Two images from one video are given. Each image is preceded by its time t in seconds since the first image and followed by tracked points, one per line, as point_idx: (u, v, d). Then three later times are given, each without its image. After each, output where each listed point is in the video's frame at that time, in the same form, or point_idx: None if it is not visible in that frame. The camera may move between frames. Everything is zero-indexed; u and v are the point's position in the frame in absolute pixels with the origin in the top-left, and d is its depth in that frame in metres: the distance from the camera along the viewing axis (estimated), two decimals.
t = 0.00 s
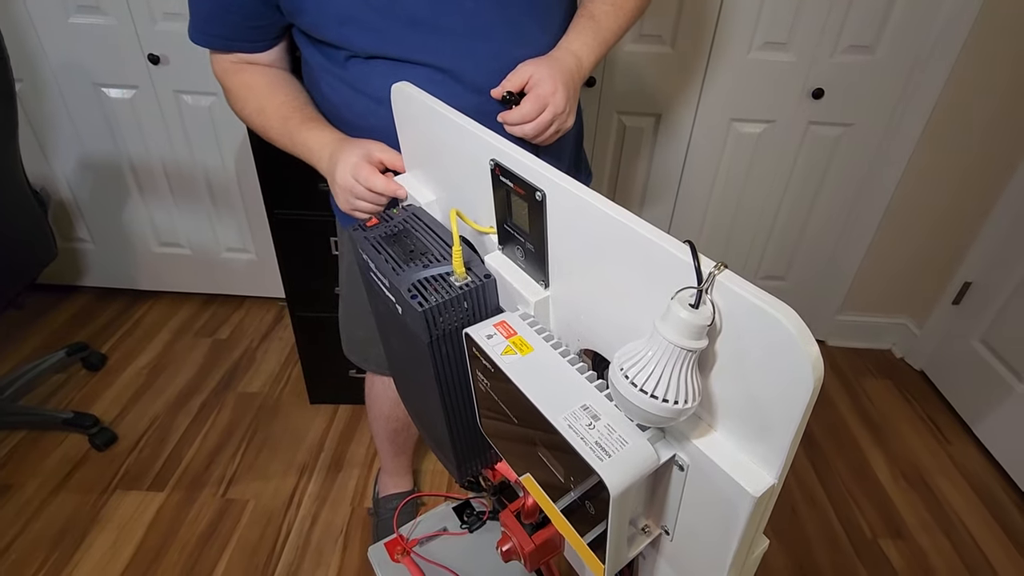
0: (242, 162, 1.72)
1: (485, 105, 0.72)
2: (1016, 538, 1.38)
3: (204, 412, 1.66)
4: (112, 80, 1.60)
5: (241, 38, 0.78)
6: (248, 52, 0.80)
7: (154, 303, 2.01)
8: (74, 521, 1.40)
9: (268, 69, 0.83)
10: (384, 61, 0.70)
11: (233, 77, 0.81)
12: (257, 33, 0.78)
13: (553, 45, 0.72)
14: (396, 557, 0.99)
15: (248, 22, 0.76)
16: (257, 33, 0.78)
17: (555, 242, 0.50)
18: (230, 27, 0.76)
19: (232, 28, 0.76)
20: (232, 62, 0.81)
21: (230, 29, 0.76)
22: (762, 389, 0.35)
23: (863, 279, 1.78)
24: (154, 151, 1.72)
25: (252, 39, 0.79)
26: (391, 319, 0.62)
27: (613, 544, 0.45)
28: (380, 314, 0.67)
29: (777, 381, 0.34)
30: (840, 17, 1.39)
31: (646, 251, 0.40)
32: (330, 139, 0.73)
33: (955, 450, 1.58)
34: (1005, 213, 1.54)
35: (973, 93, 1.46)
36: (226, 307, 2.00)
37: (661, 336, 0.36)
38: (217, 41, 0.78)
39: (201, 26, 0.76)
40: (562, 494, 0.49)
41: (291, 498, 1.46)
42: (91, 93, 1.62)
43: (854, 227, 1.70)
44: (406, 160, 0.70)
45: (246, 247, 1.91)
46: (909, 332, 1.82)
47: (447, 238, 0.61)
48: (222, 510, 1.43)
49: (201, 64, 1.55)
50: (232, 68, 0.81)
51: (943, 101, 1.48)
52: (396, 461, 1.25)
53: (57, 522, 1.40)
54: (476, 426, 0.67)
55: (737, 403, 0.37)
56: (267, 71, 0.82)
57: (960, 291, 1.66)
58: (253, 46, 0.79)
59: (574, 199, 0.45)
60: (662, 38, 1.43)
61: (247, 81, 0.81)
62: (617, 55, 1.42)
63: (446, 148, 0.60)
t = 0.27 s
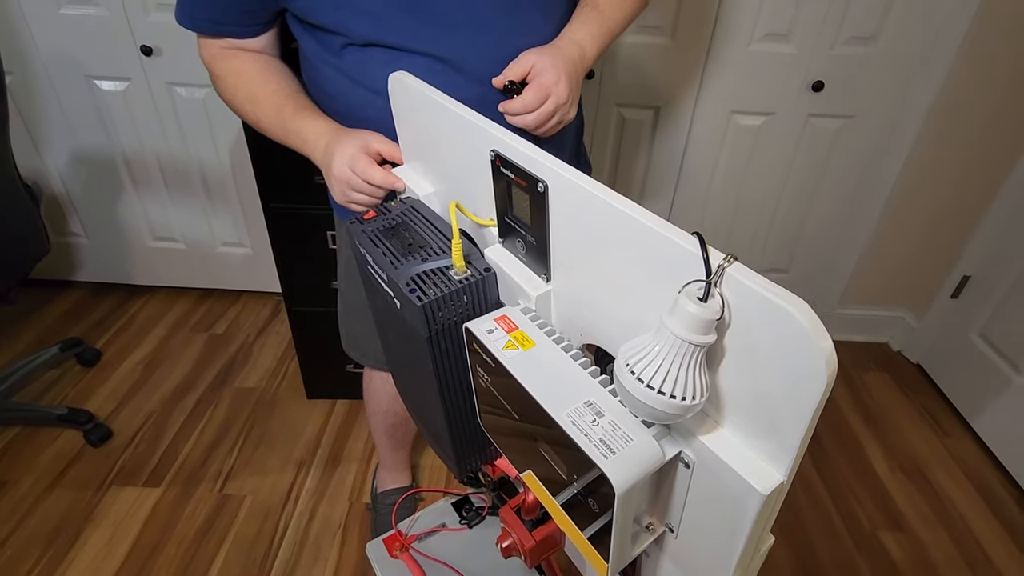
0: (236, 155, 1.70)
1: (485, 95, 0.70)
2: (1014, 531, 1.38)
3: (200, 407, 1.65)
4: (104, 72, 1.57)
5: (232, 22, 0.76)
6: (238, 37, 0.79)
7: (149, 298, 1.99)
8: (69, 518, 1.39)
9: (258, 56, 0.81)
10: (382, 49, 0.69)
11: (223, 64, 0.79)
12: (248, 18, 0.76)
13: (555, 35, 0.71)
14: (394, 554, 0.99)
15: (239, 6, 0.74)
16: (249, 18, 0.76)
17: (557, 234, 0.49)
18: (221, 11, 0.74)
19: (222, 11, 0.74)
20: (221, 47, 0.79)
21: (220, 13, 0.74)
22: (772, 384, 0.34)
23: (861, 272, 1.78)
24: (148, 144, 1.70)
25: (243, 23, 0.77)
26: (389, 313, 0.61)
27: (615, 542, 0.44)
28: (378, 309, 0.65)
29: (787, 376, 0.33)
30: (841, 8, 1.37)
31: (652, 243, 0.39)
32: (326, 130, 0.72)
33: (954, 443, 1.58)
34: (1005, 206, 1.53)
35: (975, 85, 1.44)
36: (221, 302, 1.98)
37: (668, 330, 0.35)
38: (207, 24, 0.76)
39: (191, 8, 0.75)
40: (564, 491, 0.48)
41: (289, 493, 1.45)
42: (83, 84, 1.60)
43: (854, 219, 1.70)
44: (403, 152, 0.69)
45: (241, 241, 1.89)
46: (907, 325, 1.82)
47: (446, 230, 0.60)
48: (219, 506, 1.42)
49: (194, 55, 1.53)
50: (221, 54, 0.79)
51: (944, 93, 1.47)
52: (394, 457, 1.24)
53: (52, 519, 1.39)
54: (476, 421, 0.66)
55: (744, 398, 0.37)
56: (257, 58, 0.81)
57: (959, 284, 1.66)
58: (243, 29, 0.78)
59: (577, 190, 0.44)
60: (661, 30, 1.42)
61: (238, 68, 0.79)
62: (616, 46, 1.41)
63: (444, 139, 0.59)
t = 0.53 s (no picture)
0: (235, 149, 1.69)
1: (490, 88, 0.70)
2: (1013, 527, 1.38)
3: (199, 403, 1.64)
4: (102, 65, 1.56)
5: (231, 14, 0.75)
6: (237, 28, 0.77)
7: (147, 293, 1.98)
8: (68, 514, 1.38)
9: (257, 47, 0.80)
10: (386, 41, 0.68)
11: (217, 53, 0.78)
12: (248, 9, 0.75)
13: (562, 29, 0.71)
14: (395, 550, 0.98)
15: None
16: (249, 9, 0.75)
17: (563, 229, 0.48)
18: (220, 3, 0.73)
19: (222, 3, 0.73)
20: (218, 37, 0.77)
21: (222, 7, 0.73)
22: (784, 382, 0.34)
23: (862, 268, 1.77)
24: (145, 138, 1.69)
25: (242, 15, 0.76)
26: (392, 309, 0.60)
27: (621, 540, 0.43)
28: (380, 305, 0.65)
29: (801, 374, 0.33)
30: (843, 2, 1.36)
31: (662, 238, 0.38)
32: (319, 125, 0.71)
33: (953, 439, 1.58)
34: (1006, 201, 1.53)
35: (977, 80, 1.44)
36: (219, 297, 1.97)
37: (679, 326, 0.35)
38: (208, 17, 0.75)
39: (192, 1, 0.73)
40: (569, 489, 0.48)
41: (288, 490, 1.44)
42: (80, 78, 1.58)
43: (855, 214, 1.69)
44: (406, 146, 0.68)
45: (239, 237, 1.88)
46: (907, 321, 1.81)
47: (449, 225, 0.59)
48: (218, 502, 1.42)
49: (192, 49, 1.51)
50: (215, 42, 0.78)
51: (947, 88, 1.46)
52: (394, 453, 1.24)
53: (51, 515, 1.38)
54: (479, 418, 0.66)
55: (755, 396, 0.36)
56: (257, 49, 0.80)
57: (959, 280, 1.66)
58: (243, 21, 0.77)
59: (585, 184, 0.43)
60: (663, 24, 1.41)
61: (234, 59, 0.78)
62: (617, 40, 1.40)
63: (448, 133, 0.58)
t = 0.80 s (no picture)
0: (234, 141, 1.68)
1: (493, 81, 0.69)
2: (1013, 524, 1.38)
3: (199, 396, 1.64)
4: (100, 56, 1.55)
5: (230, 5, 0.74)
6: (236, 19, 0.76)
7: (146, 286, 1.98)
8: (68, 507, 1.38)
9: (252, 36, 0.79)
10: (389, 33, 0.67)
11: (212, 40, 0.77)
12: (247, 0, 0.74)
13: (566, 21, 0.70)
14: (395, 544, 0.98)
15: None
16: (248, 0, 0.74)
17: (567, 223, 0.47)
18: None
19: None
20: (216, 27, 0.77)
21: None
22: (792, 379, 0.33)
23: (863, 264, 1.77)
24: (145, 130, 1.68)
25: (242, 6, 0.75)
26: (392, 303, 0.60)
27: (624, 537, 0.43)
28: (382, 299, 0.64)
29: (810, 371, 0.32)
30: None
31: (668, 233, 0.38)
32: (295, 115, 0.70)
33: (953, 436, 1.57)
34: (1009, 198, 1.52)
35: (982, 75, 1.43)
36: (219, 291, 1.97)
37: (686, 322, 0.34)
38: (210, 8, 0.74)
39: None
40: (571, 487, 0.47)
41: (288, 484, 1.44)
42: (79, 69, 1.57)
43: (857, 210, 1.68)
44: (408, 138, 0.68)
45: (239, 230, 1.87)
46: (908, 317, 1.81)
47: (451, 219, 0.59)
48: (217, 496, 1.41)
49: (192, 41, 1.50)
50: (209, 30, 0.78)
51: (951, 83, 1.45)
52: (393, 447, 1.24)
53: (51, 508, 1.38)
54: (480, 413, 0.65)
55: (762, 393, 0.36)
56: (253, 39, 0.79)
57: (961, 277, 1.65)
58: (242, 12, 0.76)
59: (590, 178, 0.42)
60: (665, 17, 1.40)
61: (224, 45, 0.77)
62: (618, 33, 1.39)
63: (451, 125, 0.58)
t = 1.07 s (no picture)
0: (237, 135, 1.67)
1: (493, 78, 0.68)
2: (1013, 530, 1.37)
3: (198, 389, 1.64)
4: (103, 48, 1.54)
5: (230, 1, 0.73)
6: (235, 15, 0.75)
7: (148, 279, 1.98)
8: (67, 498, 1.38)
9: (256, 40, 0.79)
10: (388, 29, 0.66)
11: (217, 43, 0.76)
12: None
13: (567, 18, 0.69)
14: (391, 542, 0.99)
15: None
16: None
17: (563, 225, 0.46)
18: None
19: None
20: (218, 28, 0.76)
21: None
22: (790, 390, 0.33)
23: (868, 266, 1.75)
24: (147, 123, 1.67)
25: (241, 2, 0.74)
26: (389, 302, 0.59)
27: (617, 546, 0.42)
28: (378, 298, 0.63)
29: (808, 382, 0.31)
30: None
31: (667, 239, 0.37)
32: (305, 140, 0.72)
33: (955, 440, 1.56)
34: (1017, 200, 1.50)
35: (991, 76, 1.41)
36: (220, 284, 1.97)
37: (682, 331, 0.33)
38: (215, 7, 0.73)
39: None
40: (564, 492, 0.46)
41: (286, 479, 1.44)
42: (82, 60, 1.57)
43: (863, 211, 1.66)
44: (406, 135, 0.67)
45: (241, 224, 1.87)
46: (912, 320, 1.79)
47: (448, 218, 0.58)
48: (216, 490, 1.41)
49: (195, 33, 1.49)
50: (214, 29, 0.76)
51: (959, 84, 1.43)
52: (391, 444, 1.23)
53: (50, 499, 1.38)
54: (475, 415, 0.64)
55: (758, 403, 0.35)
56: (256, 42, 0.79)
57: (967, 280, 1.63)
58: (242, 8, 0.74)
59: (587, 179, 0.41)
60: (671, 14, 1.38)
61: (226, 54, 0.76)
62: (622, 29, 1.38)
63: (449, 123, 0.57)
